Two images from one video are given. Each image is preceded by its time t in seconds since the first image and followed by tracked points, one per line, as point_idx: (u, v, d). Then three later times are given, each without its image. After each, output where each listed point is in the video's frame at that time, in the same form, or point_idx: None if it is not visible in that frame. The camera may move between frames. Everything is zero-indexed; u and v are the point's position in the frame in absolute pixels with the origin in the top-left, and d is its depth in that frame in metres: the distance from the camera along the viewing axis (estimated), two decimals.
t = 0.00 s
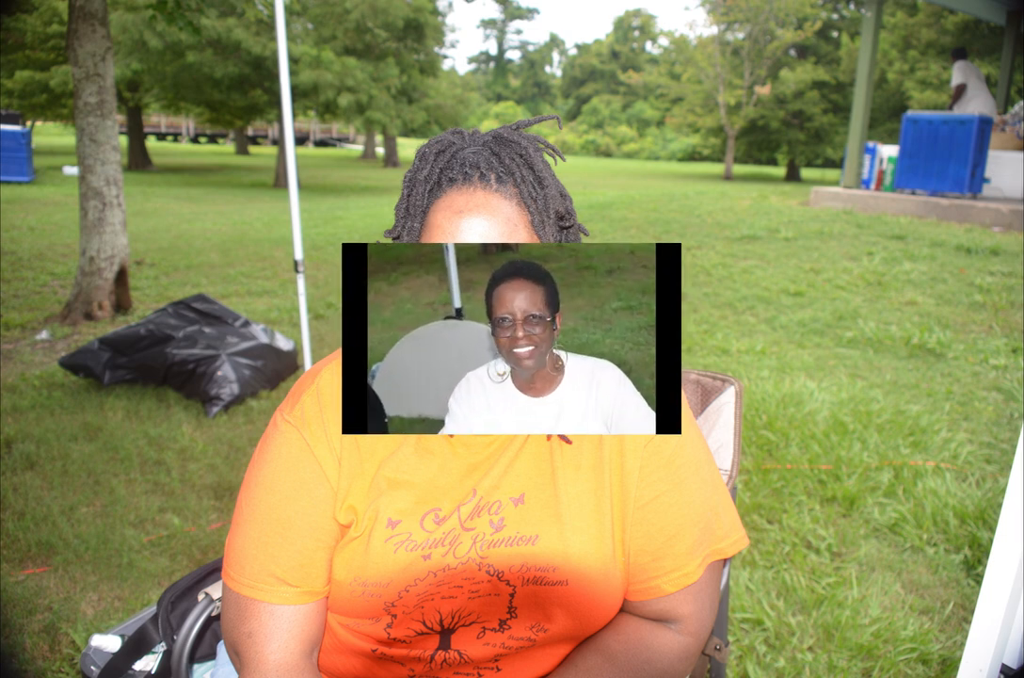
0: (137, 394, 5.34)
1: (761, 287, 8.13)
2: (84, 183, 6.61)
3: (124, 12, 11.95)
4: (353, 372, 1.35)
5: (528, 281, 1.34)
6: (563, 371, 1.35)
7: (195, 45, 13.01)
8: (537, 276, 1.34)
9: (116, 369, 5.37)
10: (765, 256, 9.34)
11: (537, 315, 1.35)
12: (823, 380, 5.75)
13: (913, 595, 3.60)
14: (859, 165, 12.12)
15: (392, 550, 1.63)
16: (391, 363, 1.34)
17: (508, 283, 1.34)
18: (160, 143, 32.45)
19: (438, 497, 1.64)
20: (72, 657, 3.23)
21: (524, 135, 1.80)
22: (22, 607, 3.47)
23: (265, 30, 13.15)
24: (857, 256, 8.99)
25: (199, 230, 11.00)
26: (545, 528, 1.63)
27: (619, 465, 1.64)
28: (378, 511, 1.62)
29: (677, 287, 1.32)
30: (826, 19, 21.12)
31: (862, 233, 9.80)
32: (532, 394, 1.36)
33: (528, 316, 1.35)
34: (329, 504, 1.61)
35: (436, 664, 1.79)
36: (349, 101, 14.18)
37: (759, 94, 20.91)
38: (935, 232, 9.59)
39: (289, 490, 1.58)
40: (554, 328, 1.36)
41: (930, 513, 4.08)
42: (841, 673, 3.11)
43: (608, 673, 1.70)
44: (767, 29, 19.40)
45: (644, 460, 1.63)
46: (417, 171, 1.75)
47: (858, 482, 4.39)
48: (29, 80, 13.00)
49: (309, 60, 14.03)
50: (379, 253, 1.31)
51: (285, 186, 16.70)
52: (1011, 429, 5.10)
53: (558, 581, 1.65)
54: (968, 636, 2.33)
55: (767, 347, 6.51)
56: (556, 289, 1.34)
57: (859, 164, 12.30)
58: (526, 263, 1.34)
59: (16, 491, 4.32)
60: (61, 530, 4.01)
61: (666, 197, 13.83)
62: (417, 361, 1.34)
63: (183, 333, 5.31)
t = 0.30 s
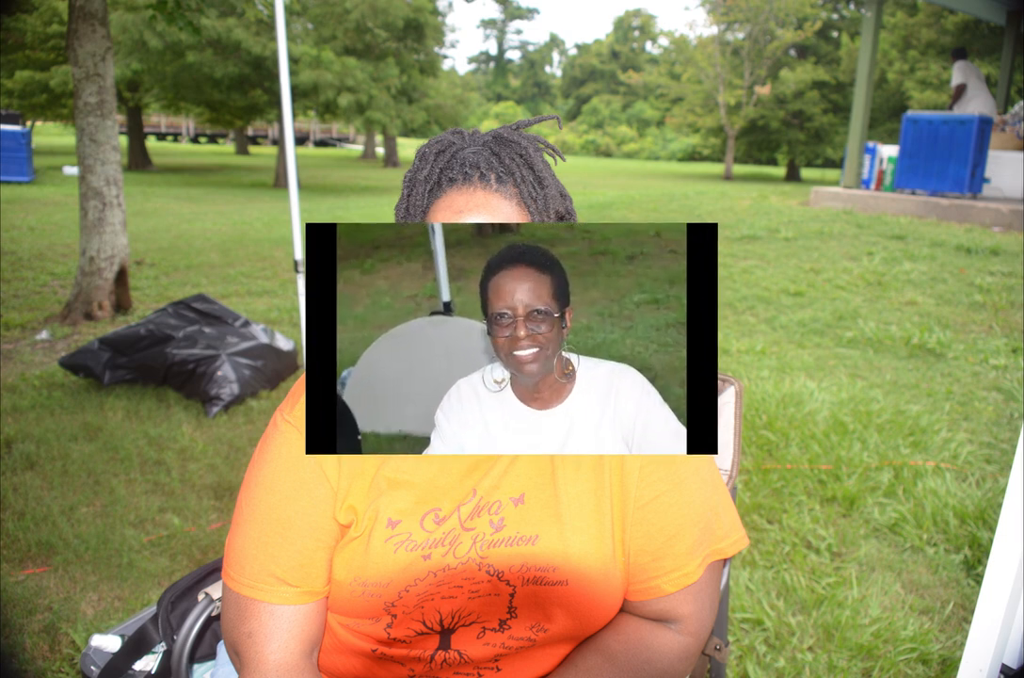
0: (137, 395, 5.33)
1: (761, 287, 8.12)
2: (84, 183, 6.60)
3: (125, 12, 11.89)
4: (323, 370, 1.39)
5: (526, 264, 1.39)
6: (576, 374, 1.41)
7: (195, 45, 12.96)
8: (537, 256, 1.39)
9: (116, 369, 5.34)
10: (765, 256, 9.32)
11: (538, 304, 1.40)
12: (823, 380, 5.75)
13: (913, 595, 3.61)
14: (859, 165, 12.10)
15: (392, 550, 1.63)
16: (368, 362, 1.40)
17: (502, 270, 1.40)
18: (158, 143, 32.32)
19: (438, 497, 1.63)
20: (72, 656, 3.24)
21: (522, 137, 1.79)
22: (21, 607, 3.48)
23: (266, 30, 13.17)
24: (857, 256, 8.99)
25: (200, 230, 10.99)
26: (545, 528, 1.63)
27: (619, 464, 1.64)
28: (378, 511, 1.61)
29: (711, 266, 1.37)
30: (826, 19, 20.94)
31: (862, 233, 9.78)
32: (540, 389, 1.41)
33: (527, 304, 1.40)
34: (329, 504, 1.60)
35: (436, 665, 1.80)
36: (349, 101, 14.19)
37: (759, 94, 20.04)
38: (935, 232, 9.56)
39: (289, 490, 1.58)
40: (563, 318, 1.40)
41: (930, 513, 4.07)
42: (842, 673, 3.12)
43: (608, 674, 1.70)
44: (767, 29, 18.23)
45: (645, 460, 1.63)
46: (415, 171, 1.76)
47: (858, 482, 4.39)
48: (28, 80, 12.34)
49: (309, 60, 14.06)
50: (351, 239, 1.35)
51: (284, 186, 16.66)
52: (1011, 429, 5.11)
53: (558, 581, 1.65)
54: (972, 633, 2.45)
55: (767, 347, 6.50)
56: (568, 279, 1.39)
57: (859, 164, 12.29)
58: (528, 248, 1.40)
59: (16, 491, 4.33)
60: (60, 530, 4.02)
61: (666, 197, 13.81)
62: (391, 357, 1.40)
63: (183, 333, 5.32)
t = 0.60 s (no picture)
0: (137, 395, 5.31)
1: (761, 287, 8.10)
2: (84, 183, 6.60)
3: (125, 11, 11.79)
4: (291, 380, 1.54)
5: (531, 254, 1.55)
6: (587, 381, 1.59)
7: (195, 45, 12.92)
8: (542, 249, 1.56)
9: (116, 369, 5.32)
10: (765, 257, 9.31)
11: (541, 297, 1.58)
12: (823, 380, 5.75)
13: (913, 595, 3.62)
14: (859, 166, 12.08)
15: (392, 551, 1.65)
16: (342, 364, 1.55)
17: (505, 264, 1.56)
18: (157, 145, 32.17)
19: (438, 497, 1.66)
20: (72, 657, 3.26)
21: (519, 138, 1.78)
22: (22, 607, 3.51)
23: (266, 30, 13.19)
24: (857, 256, 8.99)
25: (200, 230, 10.99)
26: (545, 528, 1.66)
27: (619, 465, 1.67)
28: (378, 511, 1.64)
29: (739, 249, 1.53)
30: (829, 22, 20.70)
31: (862, 233, 9.75)
32: (544, 390, 1.58)
33: (531, 299, 1.57)
34: (330, 504, 1.63)
35: (436, 664, 1.82)
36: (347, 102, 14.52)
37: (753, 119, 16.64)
38: (935, 232, 9.53)
39: (289, 490, 1.61)
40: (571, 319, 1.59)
41: (930, 513, 4.07)
42: (842, 673, 3.14)
43: (609, 673, 1.73)
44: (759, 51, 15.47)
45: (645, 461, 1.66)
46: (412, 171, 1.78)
47: (858, 482, 4.39)
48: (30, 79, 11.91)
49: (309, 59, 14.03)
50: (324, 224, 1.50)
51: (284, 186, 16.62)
52: (1011, 429, 5.12)
53: (558, 581, 1.68)
54: (974, 634, 2.53)
55: (766, 347, 6.51)
56: (579, 270, 1.57)
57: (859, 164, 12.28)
58: (530, 231, 1.55)
59: (16, 491, 4.35)
60: (60, 530, 4.04)
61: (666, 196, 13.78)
62: (366, 359, 1.56)
63: (183, 333, 5.33)
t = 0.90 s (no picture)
0: (137, 395, 5.29)
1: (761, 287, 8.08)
2: (84, 183, 6.59)
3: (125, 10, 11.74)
4: (262, 391, 1.60)
5: (532, 242, 1.63)
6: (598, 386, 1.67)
7: (195, 45, 12.90)
8: (544, 240, 1.64)
9: (116, 369, 5.26)
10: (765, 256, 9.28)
11: (546, 298, 1.64)
12: (823, 381, 5.75)
13: (913, 595, 3.63)
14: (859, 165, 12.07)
15: (392, 550, 1.71)
16: (314, 368, 1.64)
17: (507, 255, 1.63)
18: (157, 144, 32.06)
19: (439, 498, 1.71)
20: (72, 657, 3.26)
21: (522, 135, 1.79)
22: (22, 607, 3.51)
23: (265, 30, 13.10)
24: (857, 256, 8.97)
25: (200, 230, 10.96)
26: (545, 528, 1.71)
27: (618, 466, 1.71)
28: (379, 511, 1.70)
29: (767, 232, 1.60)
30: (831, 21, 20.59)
31: (862, 233, 9.74)
32: (547, 390, 1.66)
33: (535, 290, 1.64)
34: (330, 504, 1.67)
35: (436, 664, 1.86)
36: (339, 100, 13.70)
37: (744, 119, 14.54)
38: (935, 233, 9.52)
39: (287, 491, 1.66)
40: (580, 315, 1.67)
41: (930, 513, 4.07)
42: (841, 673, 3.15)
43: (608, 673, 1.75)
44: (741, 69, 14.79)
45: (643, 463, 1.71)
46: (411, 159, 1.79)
47: (858, 482, 4.39)
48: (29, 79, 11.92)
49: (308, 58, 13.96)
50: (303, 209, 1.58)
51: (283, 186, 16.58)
52: (1011, 429, 5.12)
53: (558, 581, 1.72)
54: (974, 634, 2.53)
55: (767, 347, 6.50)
56: (589, 261, 1.65)
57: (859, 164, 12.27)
58: (531, 212, 1.62)
59: (16, 491, 4.38)
60: (60, 530, 4.06)
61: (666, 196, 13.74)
62: (338, 361, 1.65)
63: (183, 333, 5.23)
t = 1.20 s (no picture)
0: (137, 395, 5.23)
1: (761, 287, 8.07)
2: (84, 183, 6.58)
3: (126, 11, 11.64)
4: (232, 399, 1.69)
5: (535, 228, 1.68)
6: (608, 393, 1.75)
7: (195, 45, 12.91)
8: (547, 228, 1.69)
9: (116, 369, 5.19)
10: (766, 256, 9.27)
11: (546, 299, 1.72)
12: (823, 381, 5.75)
13: (913, 595, 3.64)
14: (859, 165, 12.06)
15: (392, 550, 1.78)
16: (290, 369, 1.72)
17: (508, 250, 1.70)
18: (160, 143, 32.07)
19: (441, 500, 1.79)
20: (72, 657, 3.26)
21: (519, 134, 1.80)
22: (22, 607, 3.53)
23: (266, 30, 12.93)
24: (858, 256, 8.94)
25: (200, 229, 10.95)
26: (545, 529, 1.80)
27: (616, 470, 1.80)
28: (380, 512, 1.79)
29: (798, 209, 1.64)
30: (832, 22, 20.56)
31: (862, 233, 9.71)
32: (551, 392, 1.75)
33: (539, 285, 1.71)
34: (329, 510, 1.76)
35: (436, 664, 1.92)
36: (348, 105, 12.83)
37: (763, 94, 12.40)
38: (935, 232, 9.52)
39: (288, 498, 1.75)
40: (590, 311, 1.74)
41: (930, 513, 4.08)
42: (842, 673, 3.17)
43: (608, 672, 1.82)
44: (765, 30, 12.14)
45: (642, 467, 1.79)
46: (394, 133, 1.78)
47: (858, 482, 4.39)
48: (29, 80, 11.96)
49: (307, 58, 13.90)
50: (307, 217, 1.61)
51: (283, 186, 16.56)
52: (1011, 429, 5.14)
53: (558, 580, 1.80)
54: (975, 633, 2.54)
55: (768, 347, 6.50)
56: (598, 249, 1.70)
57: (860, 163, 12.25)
58: (534, 196, 1.66)
59: (16, 491, 4.41)
60: (61, 530, 4.07)
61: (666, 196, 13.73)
62: (316, 362, 1.73)
63: (183, 333, 5.09)
